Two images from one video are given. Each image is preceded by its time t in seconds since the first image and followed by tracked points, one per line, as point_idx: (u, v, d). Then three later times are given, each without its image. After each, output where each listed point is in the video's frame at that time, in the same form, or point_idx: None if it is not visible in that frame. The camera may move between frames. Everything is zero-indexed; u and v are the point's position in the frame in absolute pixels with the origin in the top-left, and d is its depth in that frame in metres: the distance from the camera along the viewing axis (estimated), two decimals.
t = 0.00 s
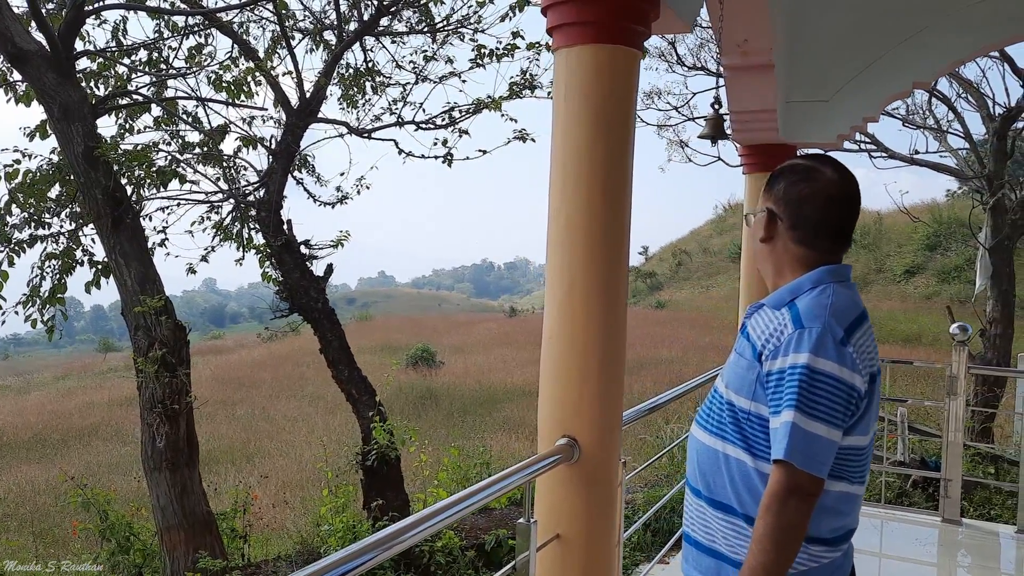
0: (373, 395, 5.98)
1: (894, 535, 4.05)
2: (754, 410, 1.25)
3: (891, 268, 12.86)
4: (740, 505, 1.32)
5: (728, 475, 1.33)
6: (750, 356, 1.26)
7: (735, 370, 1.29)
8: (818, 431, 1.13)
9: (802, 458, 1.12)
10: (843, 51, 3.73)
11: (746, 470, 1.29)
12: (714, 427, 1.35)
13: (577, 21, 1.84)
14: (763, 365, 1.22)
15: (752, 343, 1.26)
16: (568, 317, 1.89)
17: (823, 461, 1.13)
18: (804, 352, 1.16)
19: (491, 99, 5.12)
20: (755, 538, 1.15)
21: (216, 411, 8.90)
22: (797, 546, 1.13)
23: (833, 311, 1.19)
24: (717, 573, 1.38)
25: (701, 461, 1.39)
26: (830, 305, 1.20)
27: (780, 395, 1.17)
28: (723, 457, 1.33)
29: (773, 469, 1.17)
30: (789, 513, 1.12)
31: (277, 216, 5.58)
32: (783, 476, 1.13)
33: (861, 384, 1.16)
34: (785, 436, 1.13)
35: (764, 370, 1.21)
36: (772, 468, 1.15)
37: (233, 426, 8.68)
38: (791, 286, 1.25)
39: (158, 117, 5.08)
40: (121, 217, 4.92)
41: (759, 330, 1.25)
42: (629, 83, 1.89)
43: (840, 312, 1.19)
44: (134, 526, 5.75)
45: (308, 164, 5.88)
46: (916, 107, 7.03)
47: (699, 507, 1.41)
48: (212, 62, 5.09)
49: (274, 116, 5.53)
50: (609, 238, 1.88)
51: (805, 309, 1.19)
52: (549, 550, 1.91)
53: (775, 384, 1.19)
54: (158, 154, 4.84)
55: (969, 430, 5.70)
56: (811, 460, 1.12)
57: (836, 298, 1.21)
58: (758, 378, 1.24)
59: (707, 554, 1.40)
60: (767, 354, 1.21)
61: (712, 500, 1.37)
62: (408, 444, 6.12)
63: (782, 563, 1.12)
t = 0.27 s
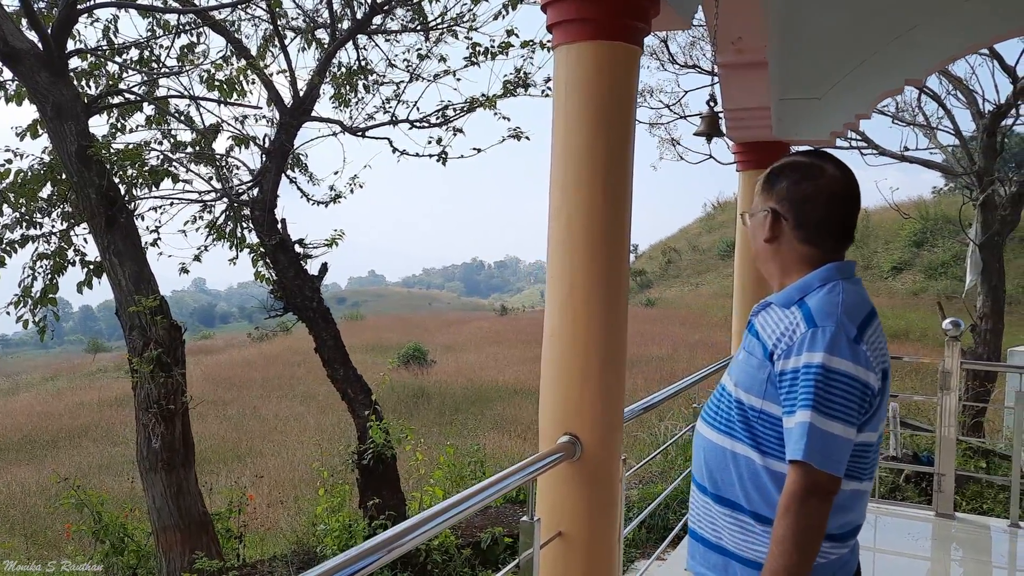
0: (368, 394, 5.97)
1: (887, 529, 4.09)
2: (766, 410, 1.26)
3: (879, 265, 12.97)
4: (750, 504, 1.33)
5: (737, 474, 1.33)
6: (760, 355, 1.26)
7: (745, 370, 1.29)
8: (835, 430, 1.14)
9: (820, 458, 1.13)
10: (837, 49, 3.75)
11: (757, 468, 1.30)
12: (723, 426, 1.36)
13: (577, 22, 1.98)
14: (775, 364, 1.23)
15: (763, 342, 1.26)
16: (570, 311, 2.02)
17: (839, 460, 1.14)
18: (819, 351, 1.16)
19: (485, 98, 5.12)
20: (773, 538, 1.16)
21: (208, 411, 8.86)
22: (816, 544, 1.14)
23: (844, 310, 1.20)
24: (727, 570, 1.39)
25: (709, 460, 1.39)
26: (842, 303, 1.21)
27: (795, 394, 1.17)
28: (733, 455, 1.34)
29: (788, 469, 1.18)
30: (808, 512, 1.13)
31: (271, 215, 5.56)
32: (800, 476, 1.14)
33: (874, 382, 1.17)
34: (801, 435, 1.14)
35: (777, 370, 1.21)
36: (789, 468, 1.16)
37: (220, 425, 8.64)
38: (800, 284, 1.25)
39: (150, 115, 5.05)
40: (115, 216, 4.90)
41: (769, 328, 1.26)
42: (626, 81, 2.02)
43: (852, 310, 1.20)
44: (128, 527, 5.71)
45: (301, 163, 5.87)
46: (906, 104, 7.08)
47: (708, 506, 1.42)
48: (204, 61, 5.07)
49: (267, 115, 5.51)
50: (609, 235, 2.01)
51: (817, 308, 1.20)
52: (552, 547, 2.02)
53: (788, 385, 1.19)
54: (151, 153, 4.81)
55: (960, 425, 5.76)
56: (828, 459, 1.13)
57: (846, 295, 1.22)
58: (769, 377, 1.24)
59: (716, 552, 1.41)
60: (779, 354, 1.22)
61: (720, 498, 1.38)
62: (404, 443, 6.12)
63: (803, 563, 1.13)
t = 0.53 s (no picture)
0: (363, 394, 5.98)
1: (879, 525, 4.13)
2: (774, 412, 1.28)
3: (869, 262, 13.06)
4: (754, 502, 1.35)
5: (742, 474, 1.35)
6: (769, 358, 1.28)
7: (752, 372, 1.31)
8: (849, 435, 1.16)
9: (835, 463, 1.15)
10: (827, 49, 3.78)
11: (762, 468, 1.32)
12: (727, 426, 1.38)
13: (573, 22, 2.00)
14: (786, 368, 1.25)
15: (771, 346, 1.28)
16: (567, 310, 2.05)
17: (851, 465, 1.17)
18: (834, 358, 1.18)
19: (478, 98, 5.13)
20: (783, 540, 1.19)
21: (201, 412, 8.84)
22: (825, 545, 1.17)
23: (853, 315, 1.22)
24: (728, 567, 1.41)
25: (713, 460, 1.41)
26: (851, 310, 1.23)
27: (809, 401, 1.19)
28: (737, 455, 1.35)
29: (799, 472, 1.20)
30: (820, 515, 1.16)
31: (265, 216, 5.57)
32: (814, 480, 1.16)
33: (885, 387, 1.20)
34: (818, 441, 1.16)
35: (788, 374, 1.23)
36: (802, 472, 1.18)
37: (214, 425, 8.54)
38: (805, 289, 1.28)
39: (142, 116, 5.04)
40: (109, 217, 4.91)
41: (779, 333, 1.28)
42: (622, 80, 2.04)
43: (861, 315, 1.23)
44: (123, 528, 5.70)
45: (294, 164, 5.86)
46: (896, 103, 7.13)
47: (709, 505, 1.44)
48: (197, 62, 5.06)
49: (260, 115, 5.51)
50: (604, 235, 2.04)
51: (829, 313, 1.22)
52: (549, 544, 2.04)
53: (801, 390, 1.21)
54: (143, 154, 4.80)
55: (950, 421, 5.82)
56: (843, 464, 1.16)
57: (854, 301, 1.24)
58: (779, 382, 1.26)
59: (717, 549, 1.43)
60: (790, 359, 1.23)
61: (722, 497, 1.40)
62: (398, 443, 6.13)
63: (815, 565, 1.16)
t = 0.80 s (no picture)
0: (356, 395, 5.98)
1: (870, 522, 4.16)
2: (777, 416, 1.30)
3: (859, 261, 13.14)
4: (753, 503, 1.37)
5: (742, 476, 1.37)
6: (774, 363, 1.29)
7: (755, 376, 1.32)
8: (858, 440, 1.19)
9: (848, 470, 1.18)
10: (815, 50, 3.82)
11: (764, 470, 1.34)
12: (727, 428, 1.39)
13: (565, 24, 2.02)
14: (791, 374, 1.26)
15: (776, 352, 1.29)
16: (560, 310, 2.07)
17: (860, 470, 1.20)
18: (844, 365, 1.20)
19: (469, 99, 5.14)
20: (796, 545, 1.21)
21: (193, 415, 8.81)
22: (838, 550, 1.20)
23: (858, 321, 1.24)
24: (725, 565, 1.44)
25: (711, 461, 1.42)
26: (855, 315, 1.25)
27: (818, 407, 1.21)
28: (737, 457, 1.37)
29: (808, 478, 1.22)
30: (834, 521, 1.18)
31: (257, 218, 5.56)
32: (827, 487, 1.19)
33: (890, 391, 1.23)
34: (830, 449, 1.18)
35: (795, 381, 1.25)
36: (813, 479, 1.20)
37: (205, 427, 8.49)
38: (809, 294, 1.29)
39: (133, 119, 5.02)
40: (100, 220, 4.91)
41: (784, 338, 1.29)
42: (613, 82, 2.06)
43: (865, 321, 1.25)
44: (116, 531, 5.68)
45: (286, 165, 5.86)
46: (885, 103, 7.19)
47: (706, 504, 1.45)
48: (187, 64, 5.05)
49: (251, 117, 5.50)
50: (596, 235, 2.06)
51: (834, 319, 1.24)
52: (543, 543, 2.06)
53: (809, 397, 1.23)
54: (134, 156, 4.79)
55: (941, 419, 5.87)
56: (853, 470, 1.18)
57: (857, 306, 1.27)
58: (784, 387, 1.28)
59: (714, 548, 1.45)
60: (797, 365, 1.25)
61: (720, 497, 1.42)
62: (392, 444, 6.13)
63: (828, 569, 1.19)
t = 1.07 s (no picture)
0: (351, 395, 5.98)
1: (864, 519, 4.19)
2: (782, 417, 1.31)
3: (852, 258, 13.19)
4: (752, 502, 1.38)
5: (742, 475, 1.38)
6: (780, 364, 1.31)
7: (760, 377, 1.34)
8: (866, 443, 1.21)
9: (857, 473, 1.20)
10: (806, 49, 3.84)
11: (765, 470, 1.36)
12: (727, 427, 1.40)
13: (559, 24, 2.03)
14: (798, 376, 1.28)
15: (783, 353, 1.31)
16: (554, 309, 2.08)
17: (868, 472, 1.22)
18: (853, 369, 1.22)
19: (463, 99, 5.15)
20: (807, 548, 1.23)
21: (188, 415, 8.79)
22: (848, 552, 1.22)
23: (865, 324, 1.26)
24: (721, 563, 1.45)
25: (710, 460, 1.44)
26: (861, 317, 1.27)
27: (826, 410, 1.23)
28: (737, 456, 1.38)
29: (817, 480, 1.24)
30: (843, 523, 1.21)
31: (251, 218, 5.56)
32: (837, 490, 1.21)
33: (895, 393, 1.26)
34: (839, 452, 1.20)
35: (802, 383, 1.26)
36: (822, 482, 1.22)
37: (199, 428, 8.47)
38: (814, 296, 1.31)
39: (126, 119, 5.01)
40: (94, 222, 4.90)
41: (790, 340, 1.30)
42: (605, 81, 2.08)
43: (871, 323, 1.27)
44: (111, 532, 5.68)
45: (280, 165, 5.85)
46: (876, 101, 7.23)
47: (703, 503, 1.47)
48: (180, 64, 5.03)
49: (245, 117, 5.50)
50: (588, 233, 2.07)
51: (841, 321, 1.25)
52: (537, 541, 2.07)
53: (816, 399, 1.24)
54: (127, 157, 4.79)
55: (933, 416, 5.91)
56: (860, 472, 1.20)
57: (862, 308, 1.28)
58: (789, 388, 1.30)
59: (711, 547, 1.47)
60: (804, 367, 1.27)
61: (718, 495, 1.43)
62: (387, 443, 6.14)
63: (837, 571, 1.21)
